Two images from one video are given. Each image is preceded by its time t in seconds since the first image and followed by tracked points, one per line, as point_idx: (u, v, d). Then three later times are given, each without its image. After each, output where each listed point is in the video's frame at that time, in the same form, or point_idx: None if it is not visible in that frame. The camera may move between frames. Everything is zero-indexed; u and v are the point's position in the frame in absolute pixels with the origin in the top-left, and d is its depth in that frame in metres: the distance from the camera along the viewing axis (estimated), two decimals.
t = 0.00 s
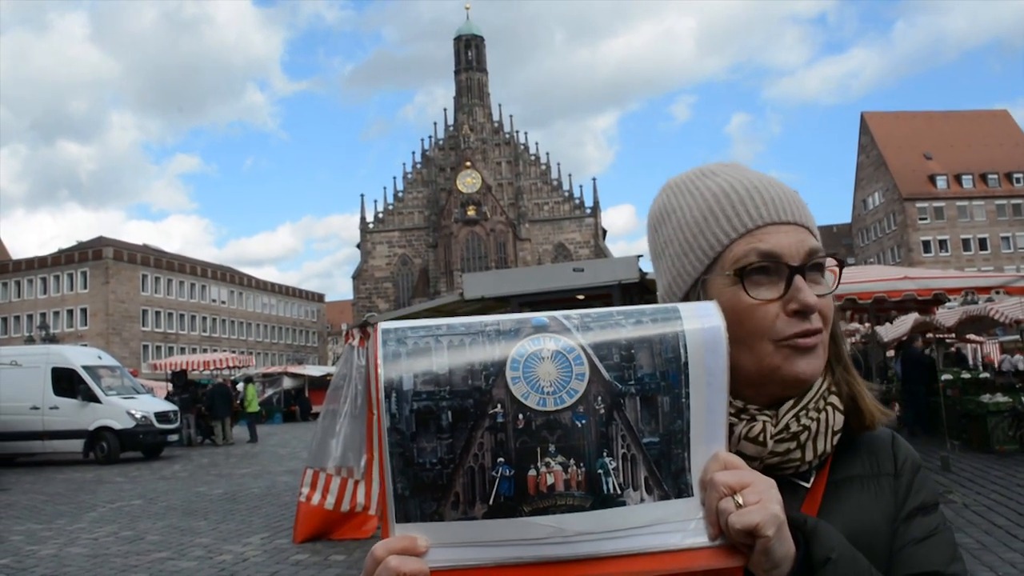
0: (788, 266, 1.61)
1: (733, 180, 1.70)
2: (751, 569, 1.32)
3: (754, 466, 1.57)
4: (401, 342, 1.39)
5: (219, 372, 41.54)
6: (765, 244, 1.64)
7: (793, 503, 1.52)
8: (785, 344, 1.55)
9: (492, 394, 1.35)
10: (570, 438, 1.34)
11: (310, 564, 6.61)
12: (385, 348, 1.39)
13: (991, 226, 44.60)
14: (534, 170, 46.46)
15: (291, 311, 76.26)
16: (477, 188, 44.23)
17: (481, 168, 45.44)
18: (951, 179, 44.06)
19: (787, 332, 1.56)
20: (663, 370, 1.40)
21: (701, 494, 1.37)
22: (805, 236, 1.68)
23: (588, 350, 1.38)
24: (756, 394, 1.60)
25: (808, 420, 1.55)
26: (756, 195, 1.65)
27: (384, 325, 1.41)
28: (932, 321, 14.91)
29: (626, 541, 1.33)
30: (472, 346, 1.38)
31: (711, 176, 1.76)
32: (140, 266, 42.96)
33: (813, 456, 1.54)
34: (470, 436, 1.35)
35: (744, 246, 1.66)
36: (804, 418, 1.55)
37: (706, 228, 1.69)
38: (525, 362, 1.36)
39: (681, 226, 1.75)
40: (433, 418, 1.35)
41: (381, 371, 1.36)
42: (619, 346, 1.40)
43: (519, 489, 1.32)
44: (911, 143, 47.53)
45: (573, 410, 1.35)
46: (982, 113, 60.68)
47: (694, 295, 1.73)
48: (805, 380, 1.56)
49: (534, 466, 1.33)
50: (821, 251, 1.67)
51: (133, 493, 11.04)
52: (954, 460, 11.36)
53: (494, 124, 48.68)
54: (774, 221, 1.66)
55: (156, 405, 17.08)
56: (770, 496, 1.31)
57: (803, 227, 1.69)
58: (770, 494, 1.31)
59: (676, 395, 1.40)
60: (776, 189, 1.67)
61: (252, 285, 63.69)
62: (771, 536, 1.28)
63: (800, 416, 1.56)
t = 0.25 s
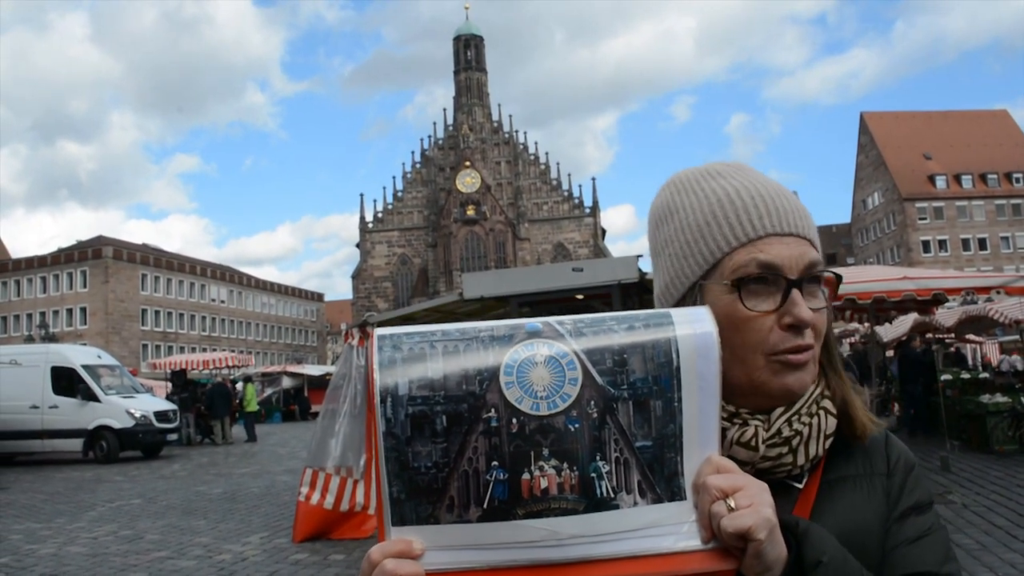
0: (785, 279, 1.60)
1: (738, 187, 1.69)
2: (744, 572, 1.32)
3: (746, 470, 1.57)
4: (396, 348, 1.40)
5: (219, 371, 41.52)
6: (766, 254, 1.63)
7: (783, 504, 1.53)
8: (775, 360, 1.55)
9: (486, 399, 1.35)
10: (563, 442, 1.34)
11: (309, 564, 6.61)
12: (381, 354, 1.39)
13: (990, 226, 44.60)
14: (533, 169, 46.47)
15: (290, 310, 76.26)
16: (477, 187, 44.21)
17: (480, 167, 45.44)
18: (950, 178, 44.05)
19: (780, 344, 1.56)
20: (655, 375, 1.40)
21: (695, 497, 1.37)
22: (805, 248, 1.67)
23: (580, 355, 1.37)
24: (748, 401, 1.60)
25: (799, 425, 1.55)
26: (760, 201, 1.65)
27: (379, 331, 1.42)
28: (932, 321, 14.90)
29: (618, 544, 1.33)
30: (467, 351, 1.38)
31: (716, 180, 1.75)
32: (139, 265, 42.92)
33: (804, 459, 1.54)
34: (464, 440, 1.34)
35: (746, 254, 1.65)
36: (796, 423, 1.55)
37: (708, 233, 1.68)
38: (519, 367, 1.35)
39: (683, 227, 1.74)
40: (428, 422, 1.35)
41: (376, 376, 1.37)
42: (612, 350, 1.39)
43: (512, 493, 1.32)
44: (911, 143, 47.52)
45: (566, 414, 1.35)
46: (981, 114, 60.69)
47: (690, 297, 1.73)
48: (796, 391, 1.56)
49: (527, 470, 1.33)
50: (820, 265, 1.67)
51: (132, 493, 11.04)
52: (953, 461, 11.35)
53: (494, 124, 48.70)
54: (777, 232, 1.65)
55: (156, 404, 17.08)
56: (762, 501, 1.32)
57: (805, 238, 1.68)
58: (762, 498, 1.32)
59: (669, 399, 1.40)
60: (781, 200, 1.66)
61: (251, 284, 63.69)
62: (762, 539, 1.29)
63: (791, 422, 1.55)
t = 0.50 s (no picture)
0: (802, 277, 1.61)
1: (765, 183, 1.69)
2: (742, 565, 1.32)
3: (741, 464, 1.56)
4: (391, 344, 1.40)
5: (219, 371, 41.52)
6: (786, 250, 1.64)
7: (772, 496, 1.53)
8: (783, 355, 1.55)
9: (483, 394, 1.36)
10: (558, 437, 1.35)
11: (310, 563, 6.62)
12: (376, 350, 1.39)
13: (991, 228, 44.58)
14: (534, 170, 46.50)
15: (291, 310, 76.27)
16: (478, 188, 44.21)
17: (481, 168, 45.45)
18: (951, 181, 44.03)
19: (790, 341, 1.56)
20: (651, 369, 1.41)
21: (691, 491, 1.37)
22: (818, 252, 1.70)
23: (576, 350, 1.38)
24: (745, 397, 1.60)
25: (791, 420, 1.53)
26: (787, 198, 1.66)
27: (375, 327, 1.42)
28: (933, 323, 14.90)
29: (617, 539, 1.33)
30: (462, 347, 1.39)
31: (739, 174, 1.74)
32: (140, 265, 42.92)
33: (795, 453, 1.54)
34: (462, 435, 1.35)
35: (766, 248, 1.64)
36: (789, 417, 1.54)
37: (730, 221, 1.66)
38: (514, 362, 1.36)
39: (701, 214, 1.71)
40: (424, 419, 1.35)
41: (372, 373, 1.36)
42: (607, 345, 1.40)
43: (509, 488, 1.33)
44: (912, 145, 47.52)
45: (563, 408, 1.36)
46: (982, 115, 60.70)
47: (701, 286, 1.70)
48: (798, 387, 1.56)
49: (524, 465, 1.34)
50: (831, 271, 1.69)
51: (133, 492, 11.04)
52: (953, 463, 11.35)
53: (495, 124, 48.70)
54: (796, 232, 1.66)
55: (156, 403, 17.10)
56: (758, 493, 1.31)
57: (818, 244, 1.70)
58: (758, 489, 1.30)
59: (664, 392, 1.41)
60: (803, 202, 1.68)
61: (252, 284, 63.72)
62: (759, 530, 1.28)
63: (784, 416, 1.54)
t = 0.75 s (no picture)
0: (800, 273, 1.62)
1: (767, 178, 1.70)
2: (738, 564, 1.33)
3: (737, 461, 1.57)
4: (386, 338, 1.40)
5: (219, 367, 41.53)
6: (784, 245, 1.64)
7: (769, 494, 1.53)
8: (780, 350, 1.56)
9: (477, 389, 1.36)
10: (554, 432, 1.35)
11: (309, 558, 6.63)
12: (371, 346, 1.39)
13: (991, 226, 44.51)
14: (534, 167, 46.44)
15: (291, 306, 76.30)
16: (478, 184, 44.13)
17: (482, 164, 45.40)
18: (952, 178, 43.96)
19: (788, 335, 1.56)
20: (648, 365, 1.41)
21: (688, 489, 1.38)
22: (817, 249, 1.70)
23: (572, 346, 1.38)
24: (742, 392, 1.60)
25: (788, 416, 1.54)
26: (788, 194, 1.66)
27: (370, 322, 1.41)
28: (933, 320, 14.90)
29: (612, 535, 1.34)
30: (458, 343, 1.38)
31: (739, 169, 1.74)
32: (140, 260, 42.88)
33: (793, 450, 1.54)
34: (457, 430, 1.35)
35: (765, 243, 1.65)
36: (785, 414, 1.55)
37: (731, 216, 1.66)
38: (510, 358, 1.36)
39: (701, 207, 1.71)
40: (419, 414, 1.35)
41: (367, 369, 1.36)
42: (604, 341, 1.40)
43: (504, 484, 1.33)
44: (913, 142, 47.45)
45: (558, 404, 1.36)
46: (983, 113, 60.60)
47: (699, 280, 1.71)
48: (795, 383, 1.56)
49: (519, 461, 1.34)
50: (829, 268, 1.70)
51: (133, 486, 11.06)
52: (952, 460, 11.37)
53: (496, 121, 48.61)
54: (796, 227, 1.66)
55: (157, 398, 17.11)
56: (756, 491, 1.31)
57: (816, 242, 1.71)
58: (756, 487, 1.31)
59: (662, 389, 1.41)
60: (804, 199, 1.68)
61: (252, 279, 63.70)
62: (756, 528, 1.28)
63: (780, 412, 1.55)
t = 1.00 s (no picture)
0: (797, 244, 1.60)
1: (761, 148, 1.68)
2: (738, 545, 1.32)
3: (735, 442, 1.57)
4: (384, 311, 1.40)
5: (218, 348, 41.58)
6: (780, 215, 1.62)
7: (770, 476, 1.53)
8: (775, 325, 1.56)
9: (474, 363, 1.36)
10: (551, 409, 1.36)
11: (308, 537, 6.68)
12: (369, 320, 1.39)
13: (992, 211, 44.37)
14: (535, 148, 46.23)
15: (291, 287, 76.27)
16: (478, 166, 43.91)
17: (481, 146, 45.17)
18: (954, 163, 43.75)
19: (783, 308, 1.56)
20: (647, 342, 1.41)
21: (687, 467, 1.37)
22: (817, 219, 1.67)
23: (572, 324, 1.38)
24: (740, 370, 1.60)
25: (788, 397, 1.54)
26: (783, 163, 1.64)
27: (369, 297, 1.41)
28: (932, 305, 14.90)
29: (609, 512, 1.34)
30: (456, 320, 1.39)
31: (735, 141, 1.73)
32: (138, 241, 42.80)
33: (793, 432, 1.54)
34: (452, 404, 1.36)
35: (761, 214, 1.64)
36: (785, 395, 1.55)
37: (725, 186, 1.66)
38: (507, 334, 1.37)
39: (697, 180, 1.70)
40: (414, 387, 1.36)
41: (365, 344, 1.37)
42: (603, 318, 1.39)
43: (500, 459, 1.34)
44: (915, 126, 47.19)
45: (554, 380, 1.37)
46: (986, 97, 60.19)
47: (695, 254, 1.71)
48: (791, 360, 1.57)
49: (515, 436, 1.35)
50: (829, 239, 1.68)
51: (132, 465, 11.11)
52: (948, 444, 11.42)
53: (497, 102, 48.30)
54: (794, 198, 1.65)
55: (156, 378, 17.15)
56: (756, 471, 1.30)
57: (817, 212, 1.69)
58: (757, 468, 1.29)
59: (660, 366, 1.41)
60: (801, 169, 1.66)
61: (251, 260, 63.62)
62: (756, 509, 1.27)
63: (780, 393, 1.55)
